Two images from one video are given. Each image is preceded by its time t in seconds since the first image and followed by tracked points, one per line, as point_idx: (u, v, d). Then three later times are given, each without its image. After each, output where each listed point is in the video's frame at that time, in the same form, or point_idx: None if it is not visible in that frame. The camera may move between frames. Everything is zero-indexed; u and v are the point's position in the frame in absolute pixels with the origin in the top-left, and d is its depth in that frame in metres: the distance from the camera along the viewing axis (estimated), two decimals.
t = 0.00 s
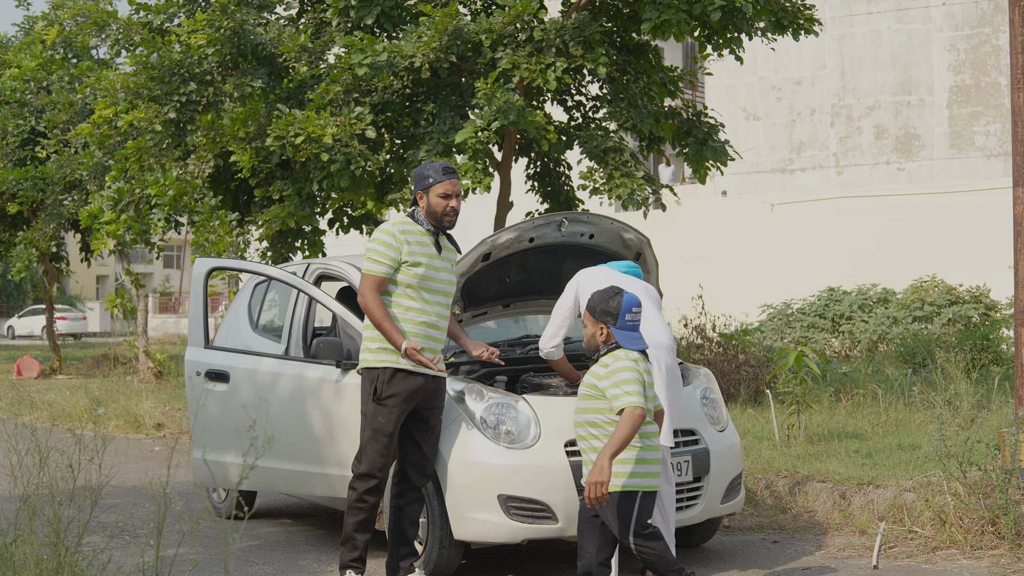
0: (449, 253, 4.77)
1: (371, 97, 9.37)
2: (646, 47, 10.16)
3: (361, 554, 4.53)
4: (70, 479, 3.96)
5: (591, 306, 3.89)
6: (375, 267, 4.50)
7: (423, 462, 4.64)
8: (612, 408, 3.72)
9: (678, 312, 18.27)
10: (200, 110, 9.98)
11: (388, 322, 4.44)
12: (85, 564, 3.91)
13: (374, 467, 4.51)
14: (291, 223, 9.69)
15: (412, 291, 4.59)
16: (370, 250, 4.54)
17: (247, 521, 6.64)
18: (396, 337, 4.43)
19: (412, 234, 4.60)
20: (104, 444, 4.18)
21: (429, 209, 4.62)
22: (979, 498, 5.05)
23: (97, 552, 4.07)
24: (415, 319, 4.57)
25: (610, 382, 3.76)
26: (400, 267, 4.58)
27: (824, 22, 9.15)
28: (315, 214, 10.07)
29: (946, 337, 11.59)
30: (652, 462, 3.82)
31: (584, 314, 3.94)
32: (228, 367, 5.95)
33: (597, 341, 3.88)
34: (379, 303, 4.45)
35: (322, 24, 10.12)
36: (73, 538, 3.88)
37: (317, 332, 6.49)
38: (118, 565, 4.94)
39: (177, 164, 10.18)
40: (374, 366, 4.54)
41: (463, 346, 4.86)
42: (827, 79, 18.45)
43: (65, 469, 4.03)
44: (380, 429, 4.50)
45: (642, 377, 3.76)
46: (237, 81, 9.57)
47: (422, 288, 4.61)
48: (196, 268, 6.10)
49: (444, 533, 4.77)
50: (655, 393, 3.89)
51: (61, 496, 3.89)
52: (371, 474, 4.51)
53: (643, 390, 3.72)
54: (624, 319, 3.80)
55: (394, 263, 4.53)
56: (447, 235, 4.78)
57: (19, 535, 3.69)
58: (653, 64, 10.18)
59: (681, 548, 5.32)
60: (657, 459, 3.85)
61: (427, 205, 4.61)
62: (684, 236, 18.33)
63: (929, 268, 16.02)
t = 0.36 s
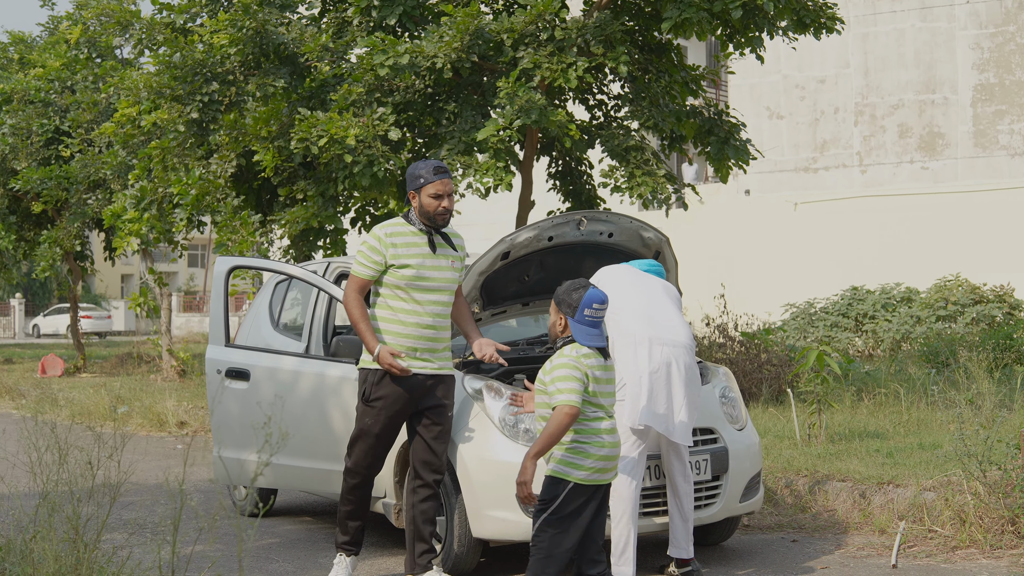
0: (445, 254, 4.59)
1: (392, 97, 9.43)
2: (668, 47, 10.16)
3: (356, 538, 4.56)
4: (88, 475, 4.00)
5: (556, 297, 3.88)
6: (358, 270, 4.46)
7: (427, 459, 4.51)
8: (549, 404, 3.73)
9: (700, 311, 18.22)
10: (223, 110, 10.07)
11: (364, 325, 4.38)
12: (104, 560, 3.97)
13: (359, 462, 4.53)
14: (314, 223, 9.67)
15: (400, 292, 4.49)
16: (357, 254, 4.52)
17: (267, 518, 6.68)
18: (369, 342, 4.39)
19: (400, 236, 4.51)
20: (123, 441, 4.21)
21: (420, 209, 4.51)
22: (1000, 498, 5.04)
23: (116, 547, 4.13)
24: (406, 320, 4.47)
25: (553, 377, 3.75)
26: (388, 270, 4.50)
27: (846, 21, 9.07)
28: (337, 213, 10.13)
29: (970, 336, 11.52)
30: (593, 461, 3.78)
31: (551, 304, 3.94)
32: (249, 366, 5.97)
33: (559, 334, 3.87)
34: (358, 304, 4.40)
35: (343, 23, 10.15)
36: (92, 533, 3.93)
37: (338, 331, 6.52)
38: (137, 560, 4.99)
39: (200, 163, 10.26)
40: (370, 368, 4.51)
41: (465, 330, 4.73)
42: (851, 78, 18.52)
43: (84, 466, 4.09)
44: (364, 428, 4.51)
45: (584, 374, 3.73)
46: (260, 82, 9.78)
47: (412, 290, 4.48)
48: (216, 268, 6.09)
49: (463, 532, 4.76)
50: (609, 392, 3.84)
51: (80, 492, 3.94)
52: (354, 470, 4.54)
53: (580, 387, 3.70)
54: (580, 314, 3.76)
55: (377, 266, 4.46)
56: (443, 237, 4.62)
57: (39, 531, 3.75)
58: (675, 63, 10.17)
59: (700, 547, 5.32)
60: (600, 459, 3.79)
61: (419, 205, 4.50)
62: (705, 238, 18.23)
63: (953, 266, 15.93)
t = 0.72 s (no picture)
0: (418, 255, 4.59)
1: (408, 96, 9.45)
2: (684, 45, 10.14)
3: (372, 543, 4.57)
4: (103, 474, 4.03)
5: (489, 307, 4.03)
6: (328, 275, 4.58)
7: (423, 455, 4.50)
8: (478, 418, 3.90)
9: (717, 309, 18.24)
10: (238, 109, 10.13)
11: (325, 329, 4.56)
12: (120, 559, 4.00)
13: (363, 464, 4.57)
14: (330, 222, 9.72)
15: (372, 295, 4.54)
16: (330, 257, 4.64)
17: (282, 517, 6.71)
18: (328, 349, 4.57)
19: (368, 240, 4.55)
20: (138, 440, 4.23)
21: (389, 211, 4.52)
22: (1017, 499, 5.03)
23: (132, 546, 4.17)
24: (381, 321, 4.51)
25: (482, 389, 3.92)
26: (359, 274, 4.57)
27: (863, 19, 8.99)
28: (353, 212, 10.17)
29: (987, 336, 11.49)
30: (523, 465, 3.98)
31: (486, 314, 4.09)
32: (265, 364, 6.01)
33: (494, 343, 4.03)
34: (323, 310, 4.56)
35: (359, 22, 10.19)
36: (106, 532, 3.97)
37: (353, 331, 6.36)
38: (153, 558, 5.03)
39: (216, 162, 10.32)
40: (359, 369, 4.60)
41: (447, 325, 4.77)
42: (868, 76, 19.03)
43: (99, 464, 4.11)
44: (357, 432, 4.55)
45: (512, 386, 3.88)
46: (276, 80, 9.77)
47: (383, 292, 4.52)
48: (232, 266, 6.11)
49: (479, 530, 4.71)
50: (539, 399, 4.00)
51: (95, 491, 3.97)
52: (358, 473, 4.57)
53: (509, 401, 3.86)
54: (513, 326, 3.88)
55: (346, 270, 4.55)
56: (416, 238, 4.61)
57: (54, 530, 3.78)
58: (692, 61, 10.15)
59: (716, 547, 5.33)
60: (529, 466, 3.98)
61: (388, 207, 4.51)
62: (722, 234, 18.30)
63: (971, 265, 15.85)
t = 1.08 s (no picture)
0: (399, 255, 4.59)
1: (421, 94, 9.46)
2: (697, 43, 10.13)
3: (383, 541, 4.59)
4: (115, 473, 4.05)
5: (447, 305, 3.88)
6: (313, 281, 4.64)
7: (421, 455, 4.49)
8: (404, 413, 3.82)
9: (730, 308, 18.31)
10: (251, 107, 10.17)
11: (321, 336, 4.65)
12: (132, 557, 4.02)
13: (362, 464, 4.57)
14: (342, 220, 9.72)
15: (357, 296, 4.57)
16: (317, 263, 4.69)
17: (295, 515, 6.72)
18: (326, 355, 4.65)
19: (350, 243, 4.57)
20: (151, 439, 4.24)
21: (366, 213, 4.52)
22: None
23: (144, 544, 4.19)
24: (367, 323, 4.53)
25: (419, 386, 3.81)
26: (343, 277, 4.60)
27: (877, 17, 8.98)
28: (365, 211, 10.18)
29: (1001, 334, 11.45)
30: (441, 469, 3.79)
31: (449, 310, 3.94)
32: (277, 364, 6.01)
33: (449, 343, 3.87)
34: (316, 315, 4.64)
35: (372, 21, 10.22)
36: (119, 531, 3.98)
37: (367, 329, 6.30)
38: (166, 557, 5.05)
39: (229, 161, 10.36)
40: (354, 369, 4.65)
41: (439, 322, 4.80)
42: (881, 74, 19.37)
43: (112, 464, 4.13)
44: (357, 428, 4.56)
45: (435, 386, 3.75)
46: (288, 79, 9.77)
47: (367, 292, 4.55)
48: (245, 266, 6.13)
49: (490, 532, 4.64)
50: (470, 406, 3.77)
51: (108, 490, 3.99)
52: (359, 471, 4.58)
53: (423, 398, 3.74)
54: (449, 324, 3.77)
55: (330, 276, 4.60)
56: (395, 238, 4.60)
57: (67, 530, 3.80)
58: (704, 60, 10.16)
59: (730, 546, 5.33)
60: (452, 473, 3.77)
61: (365, 208, 4.51)
62: (734, 233, 18.32)
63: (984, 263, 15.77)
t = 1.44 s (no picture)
0: (390, 254, 4.59)
1: (423, 95, 9.47)
2: (699, 45, 10.13)
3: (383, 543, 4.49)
4: (117, 477, 4.05)
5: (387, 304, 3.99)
6: (309, 291, 4.60)
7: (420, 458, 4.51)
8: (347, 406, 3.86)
9: (732, 309, 18.30)
10: (253, 108, 10.17)
11: (325, 346, 4.56)
12: (133, 561, 4.02)
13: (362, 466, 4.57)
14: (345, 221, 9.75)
15: (351, 300, 4.56)
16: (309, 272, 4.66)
17: (297, 518, 6.72)
18: (330, 366, 4.55)
19: (341, 248, 4.55)
20: (152, 443, 4.22)
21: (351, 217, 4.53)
22: None
23: (145, 548, 4.19)
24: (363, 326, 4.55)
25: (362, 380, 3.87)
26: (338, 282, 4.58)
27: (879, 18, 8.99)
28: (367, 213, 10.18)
29: (1004, 336, 11.44)
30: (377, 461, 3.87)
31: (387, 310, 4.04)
32: (278, 366, 6.01)
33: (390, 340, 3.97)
34: (318, 325, 4.58)
35: (375, 22, 10.21)
36: (121, 535, 3.97)
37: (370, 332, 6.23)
38: (167, 559, 5.05)
39: (232, 162, 10.37)
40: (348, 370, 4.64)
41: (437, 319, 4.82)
42: (884, 75, 19.33)
43: (113, 468, 4.12)
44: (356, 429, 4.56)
45: (379, 378, 3.84)
46: (291, 80, 9.78)
47: (361, 295, 4.55)
48: (247, 268, 6.14)
49: (492, 535, 4.64)
50: (408, 400, 3.88)
51: (109, 494, 3.99)
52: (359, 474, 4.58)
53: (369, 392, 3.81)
54: (392, 317, 3.88)
55: (327, 282, 4.57)
56: (385, 239, 4.60)
57: (69, 534, 3.79)
58: (707, 61, 10.15)
59: (732, 549, 5.32)
60: (397, 461, 3.87)
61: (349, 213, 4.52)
62: (737, 234, 18.37)
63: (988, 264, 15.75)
